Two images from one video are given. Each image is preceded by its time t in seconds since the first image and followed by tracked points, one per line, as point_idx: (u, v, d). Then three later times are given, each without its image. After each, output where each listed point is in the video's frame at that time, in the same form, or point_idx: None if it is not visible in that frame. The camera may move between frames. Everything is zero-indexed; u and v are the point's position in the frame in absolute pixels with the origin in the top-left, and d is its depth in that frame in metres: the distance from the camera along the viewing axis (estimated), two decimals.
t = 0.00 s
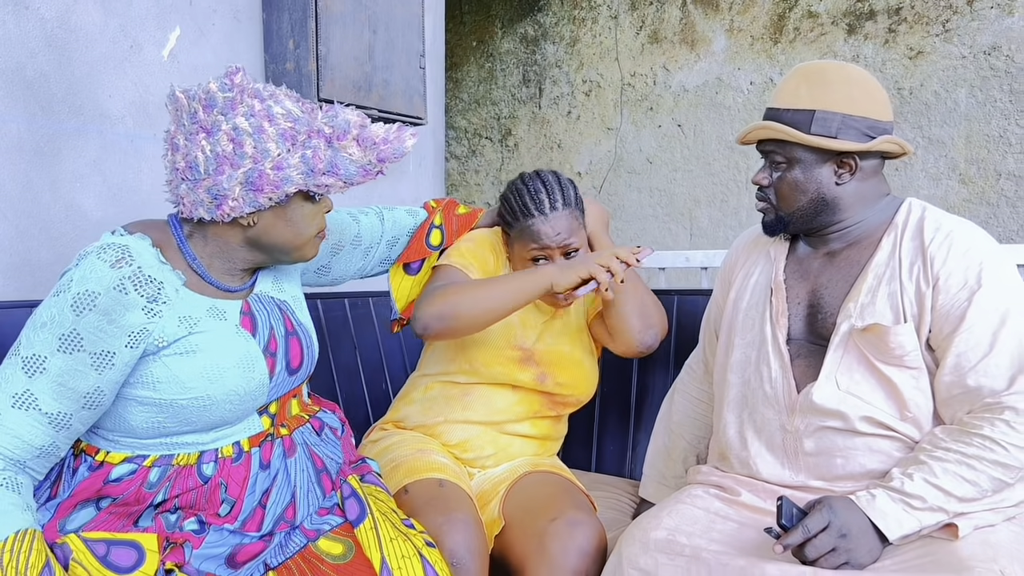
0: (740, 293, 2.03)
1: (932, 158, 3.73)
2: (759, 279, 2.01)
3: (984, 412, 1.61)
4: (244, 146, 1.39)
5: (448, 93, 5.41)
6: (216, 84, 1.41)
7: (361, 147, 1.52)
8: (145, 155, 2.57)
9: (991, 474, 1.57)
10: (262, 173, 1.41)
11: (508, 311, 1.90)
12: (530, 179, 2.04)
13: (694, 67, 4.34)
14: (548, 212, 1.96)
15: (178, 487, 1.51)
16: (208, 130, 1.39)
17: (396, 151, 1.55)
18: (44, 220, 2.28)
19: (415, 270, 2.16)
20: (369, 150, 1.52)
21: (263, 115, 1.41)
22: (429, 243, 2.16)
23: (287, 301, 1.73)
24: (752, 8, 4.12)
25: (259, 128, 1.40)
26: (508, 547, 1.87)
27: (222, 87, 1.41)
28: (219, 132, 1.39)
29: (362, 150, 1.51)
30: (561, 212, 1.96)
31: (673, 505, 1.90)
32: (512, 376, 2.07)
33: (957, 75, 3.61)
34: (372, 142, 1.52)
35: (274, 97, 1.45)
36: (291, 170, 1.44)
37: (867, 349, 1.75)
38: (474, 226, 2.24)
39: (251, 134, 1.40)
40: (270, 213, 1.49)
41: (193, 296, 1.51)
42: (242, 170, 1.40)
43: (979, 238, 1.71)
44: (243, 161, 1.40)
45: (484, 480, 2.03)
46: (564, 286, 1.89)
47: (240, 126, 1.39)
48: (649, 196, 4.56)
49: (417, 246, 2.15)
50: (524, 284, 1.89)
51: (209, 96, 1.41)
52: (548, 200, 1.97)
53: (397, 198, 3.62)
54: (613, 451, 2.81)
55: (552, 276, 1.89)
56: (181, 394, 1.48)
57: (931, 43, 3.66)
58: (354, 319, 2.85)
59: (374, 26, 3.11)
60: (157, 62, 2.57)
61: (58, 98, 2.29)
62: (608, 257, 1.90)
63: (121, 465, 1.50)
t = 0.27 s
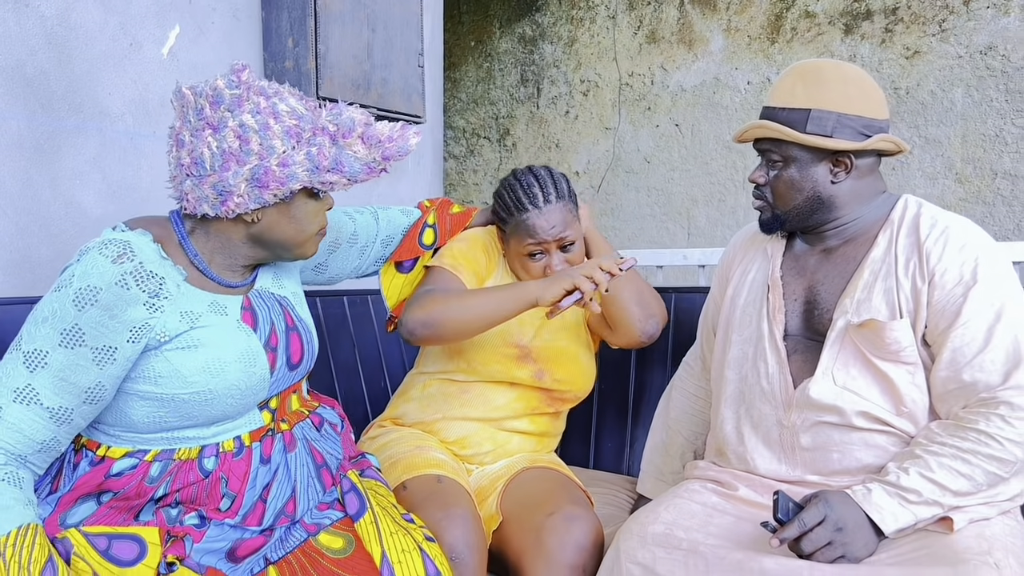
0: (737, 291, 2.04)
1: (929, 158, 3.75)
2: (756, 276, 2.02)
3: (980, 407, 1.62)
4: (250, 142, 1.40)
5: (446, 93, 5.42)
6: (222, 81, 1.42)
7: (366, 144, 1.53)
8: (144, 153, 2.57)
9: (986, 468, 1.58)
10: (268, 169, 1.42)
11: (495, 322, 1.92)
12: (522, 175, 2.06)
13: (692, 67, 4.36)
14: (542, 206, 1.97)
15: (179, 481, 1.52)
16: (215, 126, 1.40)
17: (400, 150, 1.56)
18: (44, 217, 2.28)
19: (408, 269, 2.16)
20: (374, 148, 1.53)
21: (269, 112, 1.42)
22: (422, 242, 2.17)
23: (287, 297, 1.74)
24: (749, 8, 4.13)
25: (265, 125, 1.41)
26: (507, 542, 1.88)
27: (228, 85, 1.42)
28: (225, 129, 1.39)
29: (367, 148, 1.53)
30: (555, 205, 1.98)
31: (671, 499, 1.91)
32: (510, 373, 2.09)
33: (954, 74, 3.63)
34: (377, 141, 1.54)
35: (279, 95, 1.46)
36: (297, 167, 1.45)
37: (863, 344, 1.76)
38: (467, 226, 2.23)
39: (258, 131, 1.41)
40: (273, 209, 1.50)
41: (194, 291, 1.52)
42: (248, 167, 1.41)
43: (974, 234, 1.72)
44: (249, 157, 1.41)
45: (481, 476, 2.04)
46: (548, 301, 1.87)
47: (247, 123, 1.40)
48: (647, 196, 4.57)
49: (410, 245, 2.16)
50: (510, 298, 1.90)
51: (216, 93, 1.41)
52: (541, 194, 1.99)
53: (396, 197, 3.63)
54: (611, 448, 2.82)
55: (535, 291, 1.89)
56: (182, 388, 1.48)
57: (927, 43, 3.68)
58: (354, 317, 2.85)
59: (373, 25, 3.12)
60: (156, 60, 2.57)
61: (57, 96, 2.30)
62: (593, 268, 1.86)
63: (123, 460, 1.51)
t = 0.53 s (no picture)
0: (735, 288, 2.05)
1: (925, 157, 3.77)
2: (753, 273, 2.03)
3: (976, 403, 1.63)
4: (251, 138, 1.41)
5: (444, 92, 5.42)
6: (224, 77, 1.43)
7: (366, 140, 1.54)
8: (143, 151, 2.58)
9: (982, 464, 1.59)
10: (269, 164, 1.43)
11: (500, 314, 1.91)
12: (511, 181, 2.06)
13: (689, 67, 4.37)
14: (535, 216, 1.98)
15: (180, 473, 1.52)
16: (217, 121, 1.40)
17: (399, 145, 1.58)
18: (43, 214, 2.29)
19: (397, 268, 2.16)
20: (373, 144, 1.55)
21: (269, 108, 1.43)
22: (405, 241, 2.17)
23: (285, 292, 1.75)
24: (747, 8, 4.15)
25: (266, 121, 1.42)
26: (505, 538, 1.89)
27: (230, 80, 1.43)
28: (227, 124, 1.40)
29: (366, 143, 1.53)
30: (548, 213, 1.98)
31: (669, 495, 1.92)
32: (506, 372, 2.09)
33: (950, 74, 3.65)
34: (377, 136, 1.55)
35: (279, 91, 1.47)
36: (297, 162, 1.46)
37: (861, 341, 1.76)
38: (455, 225, 2.21)
39: (259, 126, 1.41)
40: (273, 204, 1.51)
41: (194, 285, 1.52)
42: (250, 162, 1.42)
43: (971, 231, 1.73)
44: (250, 152, 1.41)
45: (480, 473, 2.05)
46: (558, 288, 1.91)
47: (248, 119, 1.40)
48: (644, 195, 4.58)
49: (393, 246, 2.16)
50: (515, 288, 1.90)
51: (218, 88, 1.42)
52: (533, 203, 1.99)
53: (394, 195, 3.64)
54: (609, 445, 2.83)
55: (543, 280, 1.90)
56: (185, 380, 1.48)
57: (924, 43, 3.70)
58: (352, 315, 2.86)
59: (372, 23, 3.12)
60: (156, 58, 2.58)
61: (57, 93, 2.30)
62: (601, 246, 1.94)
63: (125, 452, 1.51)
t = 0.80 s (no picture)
0: (733, 287, 2.05)
1: (923, 158, 3.78)
2: (752, 271, 2.03)
3: (975, 401, 1.64)
4: (242, 133, 1.41)
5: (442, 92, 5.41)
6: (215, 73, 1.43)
7: (356, 135, 1.53)
8: (142, 149, 2.57)
9: (980, 462, 1.60)
10: (260, 160, 1.43)
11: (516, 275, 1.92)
12: (514, 192, 2.08)
13: (687, 68, 4.37)
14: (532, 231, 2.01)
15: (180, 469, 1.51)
16: (208, 117, 1.40)
17: (390, 140, 1.57)
18: (41, 212, 2.28)
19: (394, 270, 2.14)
20: (364, 139, 1.54)
21: (259, 103, 1.43)
22: (399, 244, 2.14)
23: (279, 288, 1.76)
24: (745, 9, 4.15)
25: (258, 116, 1.41)
26: (503, 537, 1.90)
27: (221, 77, 1.43)
28: (218, 120, 1.40)
29: (357, 139, 1.53)
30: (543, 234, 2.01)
31: (668, 493, 1.92)
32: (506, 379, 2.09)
33: (947, 75, 3.66)
34: (367, 131, 1.54)
35: (271, 87, 1.46)
36: (288, 157, 1.45)
37: (860, 340, 1.77)
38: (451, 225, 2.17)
39: (250, 122, 1.41)
40: (266, 200, 1.51)
41: (194, 278, 1.52)
42: (241, 158, 1.42)
43: (970, 229, 1.74)
44: (240, 148, 1.41)
45: (479, 472, 2.05)
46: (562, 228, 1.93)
47: (239, 114, 1.40)
48: (642, 196, 4.59)
49: (388, 249, 2.14)
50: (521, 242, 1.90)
51: (210, 85, 1.42)
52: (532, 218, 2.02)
53: (392, 195, 3.64)
54: (607, 445, 2.83)
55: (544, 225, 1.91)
56: (187, 375, 1.46)
57: (921, 44, 3.71)
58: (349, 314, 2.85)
59: (371, 23, 3.13)
60: (154, 57, 2.57)
61: (56, 91, 2.30)
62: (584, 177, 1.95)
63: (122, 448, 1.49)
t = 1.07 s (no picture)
0: (732, 288, 2.05)
1: (920, 160, 3.79)
2: (751, 272, 2.03)
3: (975, 402, 1.64)
4: (242, 133, 1.40)
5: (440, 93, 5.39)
6: (213, 73, 1.42)
7: (357, 135, 1.52)
8: (140, 149, 2.56)
9: (980, 463, 1.60)
10: (259, 160, 1.42)
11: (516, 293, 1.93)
12: (532, 192, 2.10)
13: (685, 69, 4.37)
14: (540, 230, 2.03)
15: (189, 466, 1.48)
16: (207, 117, 1.40)
17: (390, 139, 1.56)
18: (39, 212, 2.28)
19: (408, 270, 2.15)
20: (364, 139, 1.53)
21: (259, 103, 1.42)
22: (415, 244, 2.15)
23: (285, 289, 1.74)
24: (742, 10, 4.16)
25: (256, 116, 1.41)
26: (502, 538, 1.89)
27: (220, 76, 1.42)
28: (217, 120, 1.39)
29: (357, 138, 1.52)
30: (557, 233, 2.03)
31: (667, 494, 1.92)
32: (508, 381, 2.09)
33: (944, 77, 3.67)
34: (367, 131, 1.53)
35: (270, 87, 1.45)
36: (288, 157, 1.45)
37: (861, 342, 1.77)
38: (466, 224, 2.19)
39: (249, 122, 1.40)
40: (267, 199, 1.51)
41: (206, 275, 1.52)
42: (239, 158, 1.41)
43: (970, 231, 1.74)
44: (240, 148, 1.41)
45: (479, 472, 2.04)
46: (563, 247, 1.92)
47: (238, 114, 1.40)
48: (640, 197, 4.59)
49: (404, 249, 2.15)
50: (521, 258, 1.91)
51: (208, 84, 1.41)
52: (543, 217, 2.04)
53: (390, 195, 3.63)
54: (605, 445, 2.83)
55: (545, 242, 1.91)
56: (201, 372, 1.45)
57: (918, 46, 3.71)
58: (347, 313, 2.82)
59: (369, 23, 3.12)
60: (152, 56, 2.57)
61: (53, 90, 2.29)
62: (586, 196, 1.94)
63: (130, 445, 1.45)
